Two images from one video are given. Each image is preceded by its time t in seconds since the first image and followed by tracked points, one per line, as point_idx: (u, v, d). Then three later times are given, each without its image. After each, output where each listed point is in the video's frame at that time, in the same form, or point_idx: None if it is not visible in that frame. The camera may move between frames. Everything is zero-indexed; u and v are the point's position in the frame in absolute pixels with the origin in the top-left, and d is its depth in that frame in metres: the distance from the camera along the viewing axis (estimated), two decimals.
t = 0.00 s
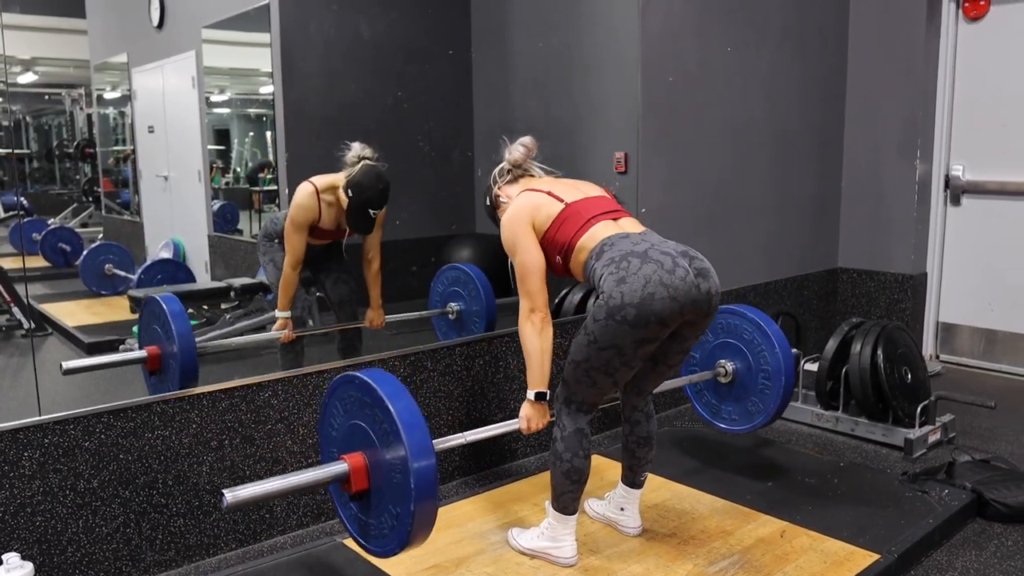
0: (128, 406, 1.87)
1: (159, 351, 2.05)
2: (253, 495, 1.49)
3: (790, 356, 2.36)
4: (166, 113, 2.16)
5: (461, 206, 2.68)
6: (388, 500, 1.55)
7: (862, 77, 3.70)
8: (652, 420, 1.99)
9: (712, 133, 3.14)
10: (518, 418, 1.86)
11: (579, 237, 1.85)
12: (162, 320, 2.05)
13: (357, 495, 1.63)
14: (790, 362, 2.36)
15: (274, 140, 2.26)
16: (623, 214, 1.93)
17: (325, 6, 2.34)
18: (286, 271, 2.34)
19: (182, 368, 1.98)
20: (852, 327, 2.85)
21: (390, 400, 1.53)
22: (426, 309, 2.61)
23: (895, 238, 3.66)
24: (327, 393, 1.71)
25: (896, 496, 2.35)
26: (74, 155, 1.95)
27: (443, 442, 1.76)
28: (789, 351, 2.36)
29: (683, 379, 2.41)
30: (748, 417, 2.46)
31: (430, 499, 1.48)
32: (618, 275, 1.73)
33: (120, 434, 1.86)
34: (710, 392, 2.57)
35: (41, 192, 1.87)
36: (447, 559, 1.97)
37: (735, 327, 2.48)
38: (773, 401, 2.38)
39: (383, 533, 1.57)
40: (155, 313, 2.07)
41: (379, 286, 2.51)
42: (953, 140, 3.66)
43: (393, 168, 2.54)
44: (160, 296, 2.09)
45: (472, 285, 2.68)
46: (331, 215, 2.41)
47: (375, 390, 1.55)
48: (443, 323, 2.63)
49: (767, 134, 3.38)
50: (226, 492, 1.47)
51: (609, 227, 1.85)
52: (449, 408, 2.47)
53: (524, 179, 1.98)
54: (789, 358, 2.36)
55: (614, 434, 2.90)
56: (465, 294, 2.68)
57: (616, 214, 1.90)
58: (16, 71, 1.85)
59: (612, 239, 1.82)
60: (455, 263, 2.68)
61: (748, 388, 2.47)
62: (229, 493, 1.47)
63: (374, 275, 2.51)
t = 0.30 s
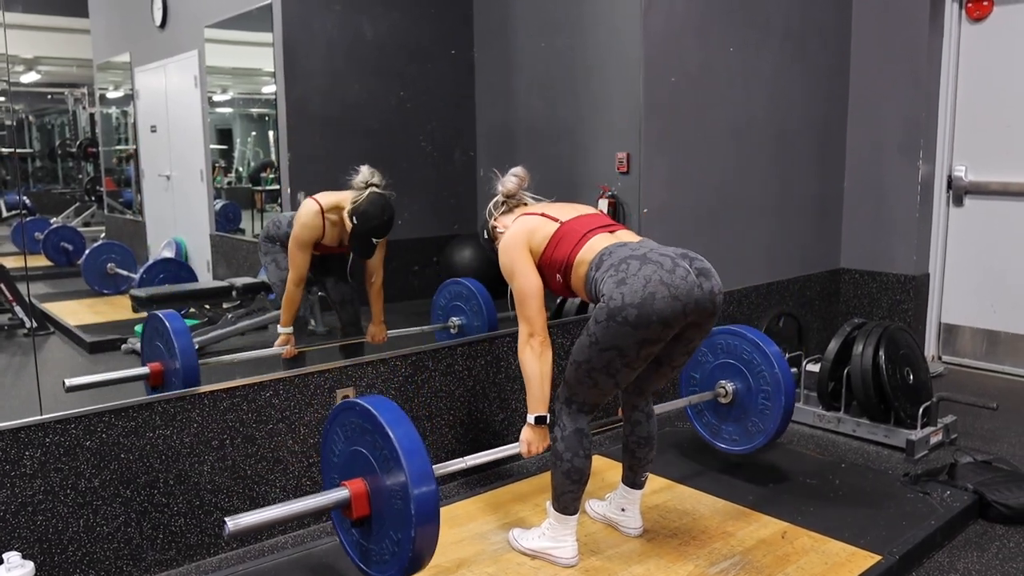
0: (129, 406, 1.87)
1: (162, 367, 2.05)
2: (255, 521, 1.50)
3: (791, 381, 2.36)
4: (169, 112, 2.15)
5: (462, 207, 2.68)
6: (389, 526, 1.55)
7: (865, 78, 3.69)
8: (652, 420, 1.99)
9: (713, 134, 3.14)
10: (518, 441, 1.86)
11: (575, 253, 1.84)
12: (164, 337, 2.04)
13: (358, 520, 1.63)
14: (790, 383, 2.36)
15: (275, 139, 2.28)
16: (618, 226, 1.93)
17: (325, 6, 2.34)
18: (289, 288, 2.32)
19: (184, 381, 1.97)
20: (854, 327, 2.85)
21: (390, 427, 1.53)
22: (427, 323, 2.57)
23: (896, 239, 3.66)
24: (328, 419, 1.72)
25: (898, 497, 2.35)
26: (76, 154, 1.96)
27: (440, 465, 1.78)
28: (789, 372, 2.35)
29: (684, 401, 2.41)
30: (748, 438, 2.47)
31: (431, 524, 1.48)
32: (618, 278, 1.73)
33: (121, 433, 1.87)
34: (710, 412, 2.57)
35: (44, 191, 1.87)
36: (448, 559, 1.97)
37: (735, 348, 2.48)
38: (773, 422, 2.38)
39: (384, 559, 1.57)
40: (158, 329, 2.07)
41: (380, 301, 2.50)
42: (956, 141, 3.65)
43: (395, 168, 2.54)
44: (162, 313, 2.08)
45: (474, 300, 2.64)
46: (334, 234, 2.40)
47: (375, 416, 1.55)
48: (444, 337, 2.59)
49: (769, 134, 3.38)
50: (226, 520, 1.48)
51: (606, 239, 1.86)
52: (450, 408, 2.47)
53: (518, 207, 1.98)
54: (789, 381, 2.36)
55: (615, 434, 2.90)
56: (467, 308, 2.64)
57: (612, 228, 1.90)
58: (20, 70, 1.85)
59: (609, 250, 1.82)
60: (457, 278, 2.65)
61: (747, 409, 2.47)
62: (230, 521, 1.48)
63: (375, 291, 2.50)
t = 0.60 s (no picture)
0: (130, 403, 1.87)
1: (162, 367, 2.03)
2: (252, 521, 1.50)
3: (789, 383, 2.37)
4: (171, 109, 2.16)
5: (464, 205, 2.68)
6: (386, 526, 1.55)
7: (867, 78, 3.69)
8: (653, 419, 1.99)
9: (715, 134, 3.13)
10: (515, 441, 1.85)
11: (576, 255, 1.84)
12: (165, 337, 2.04)
13: (356, 520, 1.63)
14: (788, 384, 2.36)
15: (278, 137, 2.27)
16: (620, 226, 1.93)
17: (326, 5, 2.33)
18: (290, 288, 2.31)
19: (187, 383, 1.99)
20: (855, 327, 2.85)
21: (386, 427, 1.53)
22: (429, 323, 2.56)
23: (898, 239, 3.66)
24: (325, 419, 1.73)
25: (898, 497, 2.34)
26: (78, 151, 1.99)
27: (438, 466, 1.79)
28: (788, 374, 2.36)
29: (682, 400, 2.41)
30: (746, 439, 2.47)
31: (426, 525, 1.48)
32: (619, 276, 1.73)
33: (123, 430, 1.87)
34: (708, 413, 2.57)
35: (46, 188, 1.89)
36: (448, 557, 1.97)
37: (733, 349, 2.48)
38: (771, 423, 2.39)
39: (380, 558, 1.58)
40: (159, 329, 2.06)
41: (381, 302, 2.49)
42: (958, 141, 3.65)
43: (397, 166, 2.54)
44: (163, 313, 2.08)
45: (475, 301, 2.64)
46: (335, 234, 2.39)
47: (372, 417, 1.56)
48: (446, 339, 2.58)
49: (771, 133, 3.37)
50: (224, 520, 1.48)
51: (608, 239, 1.86)
52: (451, 407, 2.47)
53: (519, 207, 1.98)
54: (785, 382, 2.36)
55: (616, 434, 2.90)
56: (468, 310, 2.64)
57: (614, 228, 1.90)
58: (21, 67, 1.84)
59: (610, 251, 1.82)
60: (458, 279, 2.65)
61: (745, 411, 2.47)
62: (228, 520, 1.49)
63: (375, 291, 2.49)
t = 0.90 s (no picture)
0: (130, 403, 1.87)
1: (162, 342, 2.04)
2: (248, 477, 1.48)
3: (789, 351, 2.36)
4: (172, 109, 2.15)
5: (464, 204, 2.69)
6: (382, 484, 1.55)
7: (869, 78, 3.69)
8: (652, 418, 1.99)
9: (715, 133, 3.13)
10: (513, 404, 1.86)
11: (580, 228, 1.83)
12: (165, 311, 2.05)
13: (352, 480, 1.63)
14: (788, 353, 2.35)
15: (280, 137, 2.27)
16: (629, 205, 1.90)
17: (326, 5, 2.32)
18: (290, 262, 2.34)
19: (187, 356, 2.01)
20: (857, 327, 2.85)
21: (383, 385, 1.53)
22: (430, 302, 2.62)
23: (899, 238, 3.65)
24: (322, 379, 1.72)
25: (900, 498, 2.34)
26: (80, 151, 1.97)
27: (436, 428, 1.76)
28: (788, 344, 2.35)
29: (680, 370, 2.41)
30: (746, 410, 2.46)
31: (423, 483, 1.48)
32: (619, 271, 1.72)
33: (124, 430, 1.87)
34: (708, 384, 2.56)
35: (46, 188, 1.90)
36: (449, 557, 1.97)
37: (733, 319, 2.48)
38: (772, 392, 2.38)
39: (376, 517, 1.57)
40: (159, 304, 2.07)
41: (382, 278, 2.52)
42: (960, 141, 3.64)
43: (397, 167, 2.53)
44: (164, 287, 2.08)
45: (478, 280, 2.66)
46: (334, 206, 2.40)
47: (368, 374, 1.55)
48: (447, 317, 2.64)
49: (773, 133, 3.37)
50: (219, 475, 1.46)
51: (614, 219, 1.84)
52: (451, 407, 2.47)
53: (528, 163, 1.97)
54: (785, 349, 2.35)
55: (617, 434, 2.90)
56: (471, 288, 2.66)
57: (622, 206, 1.88)
58: (22, 67, 1.84)
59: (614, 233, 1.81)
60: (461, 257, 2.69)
61: (746, 381, 2.47)
62: (223, 476, 1.47)
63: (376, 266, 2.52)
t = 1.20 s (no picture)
0: (130, 403, 1.87)
1: (160, 303, 2.01)
2: (242, 410, 1.48)
3: (789, 307, 2.36)
4: (172, 108, 2.19)
5: (464, 204, 2.72)
6: (376, 420, 1.55)
7: (869, 79, 3.68)
8: (647, 416, 1.99)
9: (714, 132, 3.12)
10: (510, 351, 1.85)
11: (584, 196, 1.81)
12: (163, 272, 1.99)
13: (345, 420, 1.63)
14: (788, 310, 2.36)
15: (280, 138, 2.26)
16: (636, 180, 1.87)
17: (326, 5, 2.32)
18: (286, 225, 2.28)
19: (183, 317, 1.94)
20: (857, 328, 2.85)
21: (378, 320, 1.53)
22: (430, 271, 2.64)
23: (899, 239, 3.65)
24: (316, 319, 1.71)
25: (900, 499, 2.34)
26: (80, 151, 1.99)
27: (431, 371, 1.75)
28: (788, 302, 2.35)
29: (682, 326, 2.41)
30: (747, 367, 2.45)
31: (417, 419, 1.48)
32: (611, 265, 1.73)
33: (123, 430, 1.87)
34: (707, 343, 2.56)
35: (46, 188, 1.89)
36: (449, 558, 1.97)
37: (732, 277, 2.49)
38: (772, 348, 2.38)
39: (370, 456, 1.57)
40: (156, 264, 2.01)
41: (380, 245, 2.48)
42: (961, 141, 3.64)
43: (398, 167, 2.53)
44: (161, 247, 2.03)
45: (479, 249, 2.68)
46: (331, 164, 2.30)
47: (363, 310, 1.55)
48: (447, 286, 2.65)
49: (772, 132, 3.37)
50: (210, 406, 1.46)
51: (617, 196, 1.81)
52: (451, 407, 2.46)
53: (547, 101, 1.91)
54: (785, 305, 2.36)
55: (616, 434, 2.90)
56: (472, 259, 2.69)
57: (628, 181, 1.85)
58: (22, 67, 1.80)
59: (614, 213, 1.79)
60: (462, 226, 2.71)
61: (745, 339, 2.46)
62: (214, 408, 1.47)
63: (374, 232, 2.47)
